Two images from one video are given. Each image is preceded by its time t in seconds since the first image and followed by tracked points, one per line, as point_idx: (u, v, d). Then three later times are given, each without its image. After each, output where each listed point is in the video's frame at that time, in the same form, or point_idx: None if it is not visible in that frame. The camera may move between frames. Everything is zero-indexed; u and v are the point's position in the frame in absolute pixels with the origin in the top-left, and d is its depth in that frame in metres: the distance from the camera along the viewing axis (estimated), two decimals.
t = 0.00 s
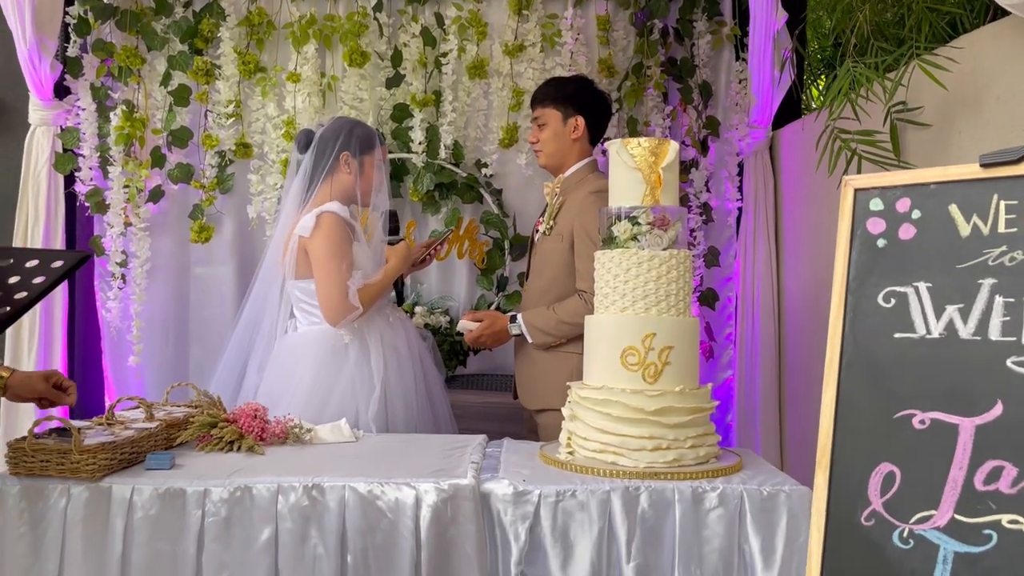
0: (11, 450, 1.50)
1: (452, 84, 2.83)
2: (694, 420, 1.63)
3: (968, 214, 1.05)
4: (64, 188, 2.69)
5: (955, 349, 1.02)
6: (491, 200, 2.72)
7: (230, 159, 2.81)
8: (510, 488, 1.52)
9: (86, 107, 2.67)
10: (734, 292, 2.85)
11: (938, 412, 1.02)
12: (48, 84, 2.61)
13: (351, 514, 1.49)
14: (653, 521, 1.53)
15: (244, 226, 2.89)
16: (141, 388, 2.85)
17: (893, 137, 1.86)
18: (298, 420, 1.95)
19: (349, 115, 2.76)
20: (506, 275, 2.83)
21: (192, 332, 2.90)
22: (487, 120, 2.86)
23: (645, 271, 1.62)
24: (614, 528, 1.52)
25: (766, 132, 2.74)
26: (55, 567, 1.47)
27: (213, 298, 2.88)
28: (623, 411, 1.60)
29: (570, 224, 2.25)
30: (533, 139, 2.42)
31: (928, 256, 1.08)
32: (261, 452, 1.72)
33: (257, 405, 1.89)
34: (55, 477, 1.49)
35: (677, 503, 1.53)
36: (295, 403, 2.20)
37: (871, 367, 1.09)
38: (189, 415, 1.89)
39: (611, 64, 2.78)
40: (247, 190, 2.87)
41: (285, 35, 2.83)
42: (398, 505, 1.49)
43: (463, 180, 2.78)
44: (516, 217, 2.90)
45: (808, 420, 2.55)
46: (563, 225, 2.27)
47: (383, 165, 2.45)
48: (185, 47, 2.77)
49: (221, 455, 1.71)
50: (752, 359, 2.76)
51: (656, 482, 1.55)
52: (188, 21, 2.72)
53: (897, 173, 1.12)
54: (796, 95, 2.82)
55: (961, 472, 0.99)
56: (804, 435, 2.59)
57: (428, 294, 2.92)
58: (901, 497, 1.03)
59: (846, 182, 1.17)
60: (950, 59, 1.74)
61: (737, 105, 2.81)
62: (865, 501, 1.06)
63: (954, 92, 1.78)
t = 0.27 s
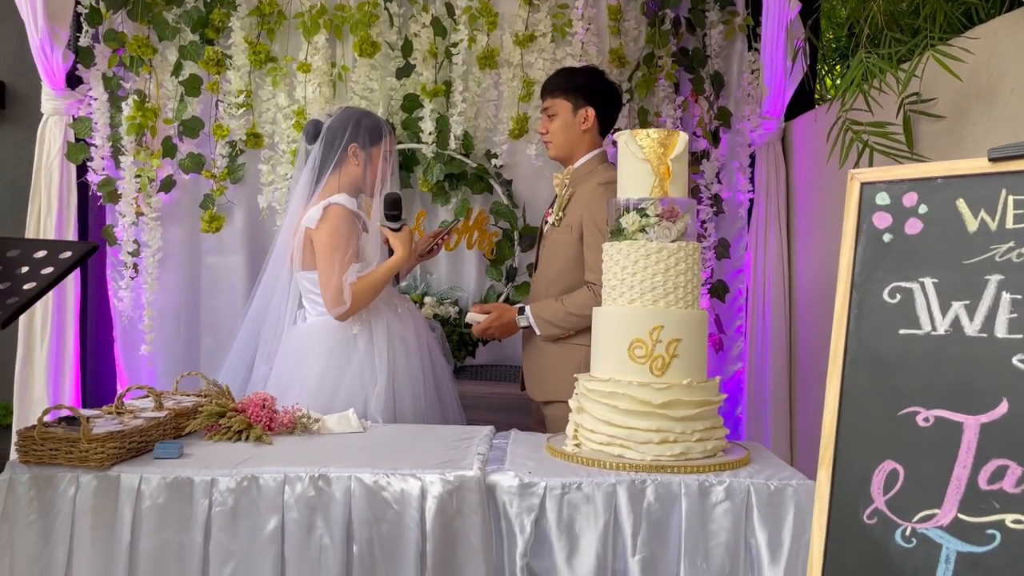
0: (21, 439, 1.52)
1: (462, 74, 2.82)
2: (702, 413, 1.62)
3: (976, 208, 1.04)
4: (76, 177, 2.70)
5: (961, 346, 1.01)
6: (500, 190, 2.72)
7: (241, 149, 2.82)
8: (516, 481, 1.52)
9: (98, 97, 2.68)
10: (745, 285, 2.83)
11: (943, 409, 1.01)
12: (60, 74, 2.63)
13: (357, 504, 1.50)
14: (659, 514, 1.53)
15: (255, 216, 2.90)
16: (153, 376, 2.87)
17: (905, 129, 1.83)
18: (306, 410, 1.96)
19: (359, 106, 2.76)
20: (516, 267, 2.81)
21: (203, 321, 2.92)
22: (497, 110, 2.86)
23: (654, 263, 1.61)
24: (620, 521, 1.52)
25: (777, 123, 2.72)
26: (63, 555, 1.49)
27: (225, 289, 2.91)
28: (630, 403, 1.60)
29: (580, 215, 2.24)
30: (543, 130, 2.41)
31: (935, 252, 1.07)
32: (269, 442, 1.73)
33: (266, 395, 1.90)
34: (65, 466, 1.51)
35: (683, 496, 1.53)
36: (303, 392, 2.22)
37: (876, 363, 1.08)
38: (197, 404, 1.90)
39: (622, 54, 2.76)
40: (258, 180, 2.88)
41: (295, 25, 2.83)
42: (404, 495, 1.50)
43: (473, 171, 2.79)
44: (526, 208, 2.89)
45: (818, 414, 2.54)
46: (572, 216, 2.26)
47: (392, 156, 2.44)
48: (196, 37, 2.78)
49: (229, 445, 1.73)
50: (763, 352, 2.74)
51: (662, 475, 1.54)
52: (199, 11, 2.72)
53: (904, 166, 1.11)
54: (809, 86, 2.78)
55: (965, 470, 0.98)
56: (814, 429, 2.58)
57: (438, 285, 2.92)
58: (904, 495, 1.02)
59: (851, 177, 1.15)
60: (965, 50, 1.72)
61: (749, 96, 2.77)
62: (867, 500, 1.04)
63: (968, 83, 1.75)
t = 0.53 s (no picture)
0: (38, 424, 1.55)
1: (479, 62, 2.80)
2: (714, 408, 1.62)
3: (989, 215, 1.03)
4: (95, 162, 2.73)
5: (971, 355, 1.01)
6: (517, 180, 2.72)
7: (258, 136, 2.84)
8: (526, 473, 1.52)
9: (117, 83, 2.70)
10: (762, 277, 2.81)
11: (951, 419, 1.01)
12: (79, 59, 2.64)
13: (369, 494, 1.51)
14: (669, 509, 1.53)
15: (272, 203, 2.92)
16: (171, 362, 2.90)
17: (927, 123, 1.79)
18: (320, 398, 1.98)
19: (376, 93, 2.76)
20: (531, 257, 2.81)
21: (220, 307, 2.95)
22: (514, 98, 2.85)
23: (668, 257, 1.58)
24: (629, 516, 1.53)
25: (798, 114, 2.67)
26: (80, 540, 1.52)
27: (241, 277, 2.93)
28: (642, 398, 1.58)
29: (596, 206, 2.23)
30: (559, 120, 2.40)
31: (947, 258, 1.06)
32: (283, 430, 1.75)
33: (280, 384, 1.92)
34: (81, 451, 1.54)
35: (693, 492, 1.53)
36: (319, 380, 2.23)
37: (886, 371, 1.07)
38: (213, 391, 1.92)
39: (641, 43, 2.73)
40: (274, 167, 2.89)
41: (313, 12, 2.83)
42: (415, 486, 1.51)
43: (489, 160, 2.77)
44: (541, 197, 2.88)
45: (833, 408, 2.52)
46: (589, 207, 2.25)
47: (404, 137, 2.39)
48: (214, 23, 2.78)
49: (244, 432, 1.75)
50: (779, 344, 2.72)
51: (674, 470, 1.54)
52: None
53: (918, 170, 1.10)
54: (830, 76, 2.73)
55: (973, 482, 0.98)
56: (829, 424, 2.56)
57: (453, 274, 2.92)
58: (911, 504, 1.02)
59: (865, 180, 1.15)
60: (989, 43, 1.68)
61: (769, 86, 2.75)
62: (874, 508, 1.05)
63: (991, 77, 1.71)
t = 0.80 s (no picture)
0: (89, 411, 1.62)
1: (515, 53, 2.81)
2: (748, 404, 1.61)
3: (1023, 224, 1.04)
4: (140, 153, 2.80)
5: (1003, 364, 1.02)
6: (552, 171, 2.73)
7: (297, 127, 2.87)
8: (559, 466, 1.54)
9: (161, 75, 2.76)
10: (800, 269, 2.78)
11: (981, 428, 1.02)
12: (125, 52, 2.71)
13: (404, 483, 1.54)
14: (701, 504, 1.53)
15: (311, 194, 2.98)
16: (214, 348, 2.98)
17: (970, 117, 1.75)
18: (357, 387, 2.02)
19: (413, 85, 2.78)
20: (565, 248, 2.82)
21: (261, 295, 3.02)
22: (549, 90, 2.85)
23: (703, 252, 1.58)
24: (661, 509, 1.53)
25: (839, 104, 2.60)
26: (128, 523, 1.58)
27: (283, 261, 2.99)
28: (676, 393, 1.59)
29: (633, 198, 2.23)
30: (595, 112, 2.39)
31: (980, 265, 1.06)
32: (322, 418, 1.79)
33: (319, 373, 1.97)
34: (129, 438, 1.60)
35: (726, 487, 1.53)
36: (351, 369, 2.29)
37: (918, 380, 1.08)
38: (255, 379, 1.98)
39: (678, 32, 2.69)
40: (313, 158, 2.95)
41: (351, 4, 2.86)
42: (449, 477, 1.54)
43: (524, 151, 2.81)
44: (576, 189, 2.88)
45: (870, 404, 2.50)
46: (624, 200, 2.25)
47: (433, 129, 2.39)
48: (255, 16, 2.82)
49: (284, 420, 1.79)
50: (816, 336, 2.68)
51: (707, 465, 1.54)
52: None
53: (950, 178, 1.10)
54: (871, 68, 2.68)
55: (1001, 490, 0.99)
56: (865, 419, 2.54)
57: (486, 266, 2.93)
58: (939, 511, 1.03)
59: (900, 187, 1.14)
60: None
61: (810, 76, 2.70)
62: (903, 513, 1.06)
63: None
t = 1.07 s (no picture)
0: (133, 407, 1.68)
1: (543, 52, 2.83)
2: (776, 397, 1.63)
3: None
4: (178, 156, 2.89)
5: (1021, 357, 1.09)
6: (581, 168, 2.75)
7: (330, 128, 2.93)
8: (589, 459, 1.57)
9: (198, 79, 2.84)
10: (830, 263, 2.77)
11: (1000, 419, 1.09)
12: (163, 58, 2.79)
13: (438, 476, 1.59)
14: (730, 497, 1.55)
15: (344, 194, 3.04)
16: (251, 346, 3.06)
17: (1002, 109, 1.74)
18: (391, 383, 2.07)
19: (443, 85, 2.82)
20: (596, 244, 2.84)
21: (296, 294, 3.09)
22: (578, 87, 2.87)
23: (731, 247, 1.59)
24: (690, 502, 1.56)
25: (868, 97, 2.59)
26: (171, 516, 1.64)
27: (318, 259, 3.05)
28: (704, 387, 1.61)
29: (663, 195, 2.24)
30: (627, 108, 2.39)
31: (999, 260, 1.13)
32: (357, 414, 1.84)
33: (354, 369, 2.02)
34: (171, 433, 1.66)
35: (755, 480, 1.55)
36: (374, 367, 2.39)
37: (938, 371, 1.16)
38: (291, 375, 2.04)
39: (707, 28, 2.71)
40: (346, 159, 3.01)
41: (382, 6, 2.91)
42: (482, 470, 1.58)
43: (553, 149, 2.82)
44: (605, 185, 2.91)
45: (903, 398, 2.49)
46: (654, 197, 2.27)
47: (458, 131, 2.45)
48: (288, 20, 2.89)
49: (322, 415, 1.85)
50: (848, 330, 2.67)
51: (735, 459, 1.56)
52: None
53: (972, 175, 1.17)
54: (901, 60, 2.66)
55: (1021, 481, 1.07)
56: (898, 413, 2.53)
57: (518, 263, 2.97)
58: (959, 501, 1.11)
59: (919, 182, 1.22)
60: None
61: (838, 69, 2.69)
62: (924, 503, 1.14)
63: None
